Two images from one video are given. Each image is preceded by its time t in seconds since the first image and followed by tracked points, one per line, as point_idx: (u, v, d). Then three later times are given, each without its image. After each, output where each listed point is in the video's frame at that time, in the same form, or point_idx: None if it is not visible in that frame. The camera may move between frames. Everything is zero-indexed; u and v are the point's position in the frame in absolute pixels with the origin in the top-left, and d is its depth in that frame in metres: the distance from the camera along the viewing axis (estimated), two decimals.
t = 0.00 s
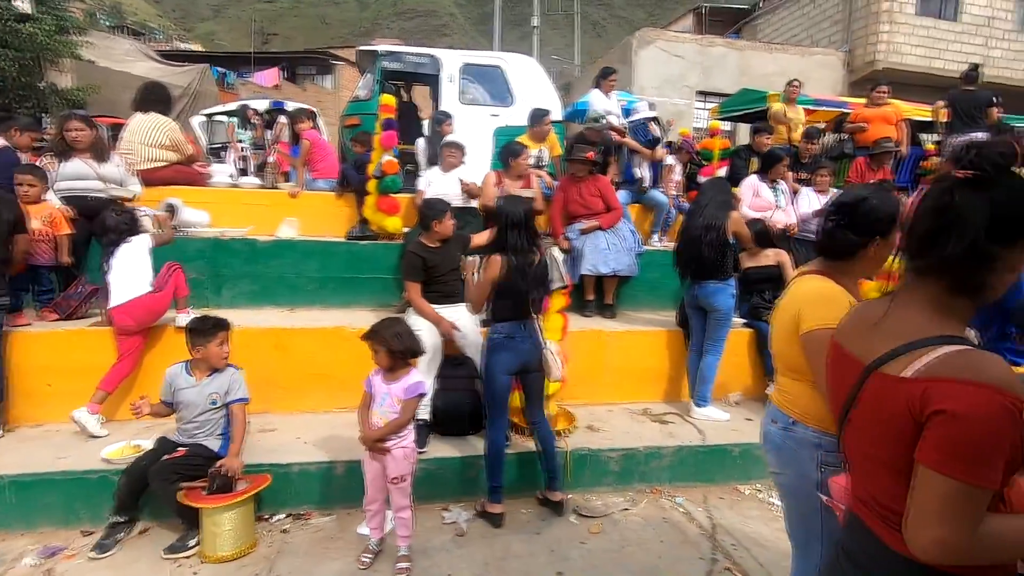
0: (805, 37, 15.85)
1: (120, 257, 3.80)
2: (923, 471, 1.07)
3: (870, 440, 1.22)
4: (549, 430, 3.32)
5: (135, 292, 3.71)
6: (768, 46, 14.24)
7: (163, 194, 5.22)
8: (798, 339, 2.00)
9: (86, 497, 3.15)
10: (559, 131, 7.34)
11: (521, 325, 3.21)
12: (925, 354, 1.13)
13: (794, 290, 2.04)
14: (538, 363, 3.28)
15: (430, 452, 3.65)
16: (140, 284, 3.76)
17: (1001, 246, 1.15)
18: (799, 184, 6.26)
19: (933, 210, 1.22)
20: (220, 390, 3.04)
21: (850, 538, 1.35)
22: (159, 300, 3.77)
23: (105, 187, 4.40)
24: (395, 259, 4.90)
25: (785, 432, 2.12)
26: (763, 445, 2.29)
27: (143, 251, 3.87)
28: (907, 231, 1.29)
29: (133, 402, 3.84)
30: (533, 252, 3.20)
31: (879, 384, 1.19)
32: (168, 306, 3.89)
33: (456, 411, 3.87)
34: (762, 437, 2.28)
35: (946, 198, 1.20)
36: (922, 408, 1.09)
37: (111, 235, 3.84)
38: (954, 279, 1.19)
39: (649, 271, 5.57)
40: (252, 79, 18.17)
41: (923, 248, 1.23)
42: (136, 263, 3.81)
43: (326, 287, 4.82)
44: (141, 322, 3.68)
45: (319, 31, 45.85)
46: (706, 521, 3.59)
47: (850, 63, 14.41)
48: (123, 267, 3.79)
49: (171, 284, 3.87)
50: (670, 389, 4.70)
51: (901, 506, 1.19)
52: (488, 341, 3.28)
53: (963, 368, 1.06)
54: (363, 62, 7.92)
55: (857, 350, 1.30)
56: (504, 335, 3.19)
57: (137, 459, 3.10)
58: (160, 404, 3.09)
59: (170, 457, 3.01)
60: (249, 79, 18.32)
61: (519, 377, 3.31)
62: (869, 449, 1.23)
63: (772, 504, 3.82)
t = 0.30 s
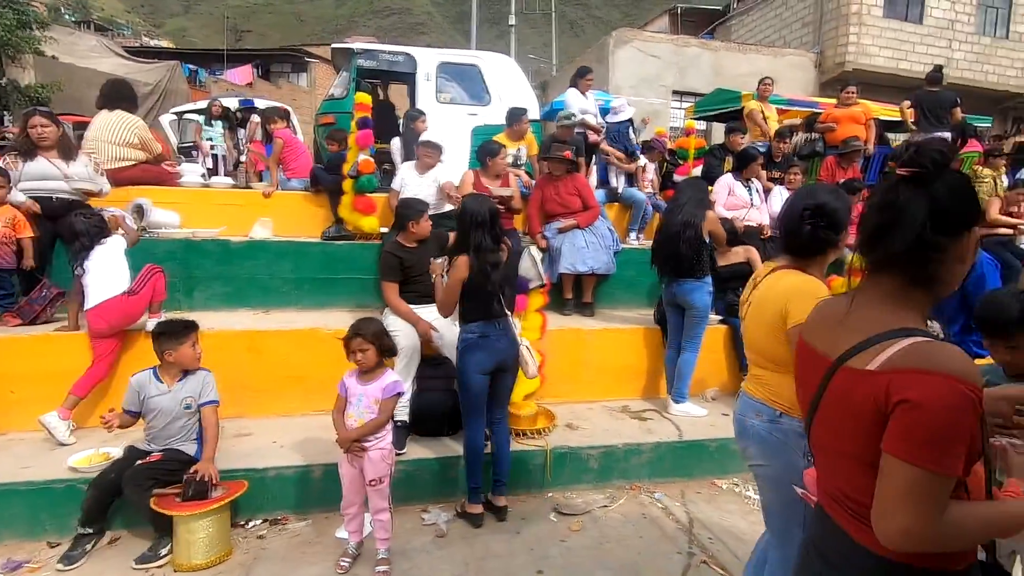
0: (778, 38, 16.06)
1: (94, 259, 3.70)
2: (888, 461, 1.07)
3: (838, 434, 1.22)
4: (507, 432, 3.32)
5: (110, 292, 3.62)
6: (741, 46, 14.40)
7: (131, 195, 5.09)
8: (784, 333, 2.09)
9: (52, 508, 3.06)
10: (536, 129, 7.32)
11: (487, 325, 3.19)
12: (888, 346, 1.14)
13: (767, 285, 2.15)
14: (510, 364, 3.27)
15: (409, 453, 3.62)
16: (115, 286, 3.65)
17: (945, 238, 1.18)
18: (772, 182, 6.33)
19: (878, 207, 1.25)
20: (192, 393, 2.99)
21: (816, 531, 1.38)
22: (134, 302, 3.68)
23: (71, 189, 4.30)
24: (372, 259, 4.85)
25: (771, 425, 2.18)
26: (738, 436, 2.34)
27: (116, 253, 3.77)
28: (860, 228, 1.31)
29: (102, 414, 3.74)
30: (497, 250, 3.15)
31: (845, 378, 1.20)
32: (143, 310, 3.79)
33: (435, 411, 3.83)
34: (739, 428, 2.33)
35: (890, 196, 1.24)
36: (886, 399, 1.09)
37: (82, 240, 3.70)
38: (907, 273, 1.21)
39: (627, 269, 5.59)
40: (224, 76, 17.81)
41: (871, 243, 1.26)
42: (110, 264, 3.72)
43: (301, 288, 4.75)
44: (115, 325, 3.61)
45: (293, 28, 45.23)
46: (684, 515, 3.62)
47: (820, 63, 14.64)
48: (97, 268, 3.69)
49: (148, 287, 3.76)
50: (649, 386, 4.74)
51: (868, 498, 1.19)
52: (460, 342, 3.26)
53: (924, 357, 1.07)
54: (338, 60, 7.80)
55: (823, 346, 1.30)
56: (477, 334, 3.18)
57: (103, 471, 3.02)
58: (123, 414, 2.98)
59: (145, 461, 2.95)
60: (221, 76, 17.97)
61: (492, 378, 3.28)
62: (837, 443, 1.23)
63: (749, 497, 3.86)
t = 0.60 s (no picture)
0: (752, 40, 16.24)
1: (63, 260, 3.60)
2: (896, 462, 1.06)
3: (834, 438, 1.21)
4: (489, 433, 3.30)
5: (81, 293, 3.53)
6: (717, 48, 14.54)
7: (100, 195, 4.97)
8: (769, 325, 2.15)
9: (17, 518, 2.96)
10: (515, 129, 7.32)
11: (473, 320, 3.17)
12: (892, 346, 1.12)
13: (749, 278, 2.20)
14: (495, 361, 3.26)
15: (388, 455, 3.58)
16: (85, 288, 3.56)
17: (946, 241, 1.18)
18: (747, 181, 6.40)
19: (876, 211, 1.22)
20: (162, 397, 2.92)
21: (798, 530, 1.39)
22: (105, 304, 3.60)
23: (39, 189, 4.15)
24: (350, 259, 4.80)
25: (754, 413, 2.20)
26: (710, 420, 2.34)
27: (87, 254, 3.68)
28: (850, 230, 1.29)
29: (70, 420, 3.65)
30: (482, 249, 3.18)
31: (845, 381, 1.18)
32: (115, 312, 3.71)
33: (415, 413, 3.80)
34: (711, 413, 2.32)
35: (890, 201, 1.21)
36: (893, 401, 1.08)
37: (48, 242, 3.61)
38: (904, 276, 1.20)
39: (606, 268, 5.60)
40: (197, 74, 17.48)
41: (874, 249, 1.23)
42: (80, 264, 3.63)
43: (278, 289, 4.68)
44: (86, 328, 3.52)
45: (267, 25, 44.64)
46: (663, 511, 3.63)
47: (794, 65, 14.86)
48: (65, 268, 3.60)
49: (120, 288, 3.68)
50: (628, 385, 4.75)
51: (866, 501, 1.17)
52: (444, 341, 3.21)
53: (931, 356, 1.06)
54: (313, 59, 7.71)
55: (816, 349, 1.29)
56: (462, 332, 3.15)
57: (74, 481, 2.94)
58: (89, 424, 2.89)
59: (118, 467, 2.87)
60: (193, 74, 17.64)
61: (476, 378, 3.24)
62: (833, 446, 1.22)
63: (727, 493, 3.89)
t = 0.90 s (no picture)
0: (728, 42, 16.43)
1: (27, 263, 3.49)
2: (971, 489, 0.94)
3: (882, 457, 1.08)
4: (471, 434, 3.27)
5: (52, 298, 3.44)
6: (694, 50, 14.67)
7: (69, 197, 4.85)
8: (748, 321, 2.17)
9: None
10: (494, 130, 7.31)
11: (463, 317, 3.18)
12: (962, 360, 1.00)
13: (726, 276, 2.22)
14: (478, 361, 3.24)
15: (369, 459, 3.53)
16: (56, 292, 3.46)
17: None
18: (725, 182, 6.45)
19: (953, 221, 1.05)
20: (132, 403, 2.85)
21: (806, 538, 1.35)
22: (78, 308, 3.51)
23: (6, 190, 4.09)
24: (328, 261, 4.75)
25: (739, 408, 2.21)
26: (691, 415, 2.31)
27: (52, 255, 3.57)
28: (907, 235, 1.12)
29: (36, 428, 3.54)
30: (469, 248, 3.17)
31: (900, 396, 1.04)
32: (91, 316, 3.62)
33: (395, 416, 3.76)
34: (693, 408, 2.29)
35: (972, 210, 1.04)
36: (972, 420, 0.95)
37: (8, 244, 3.50)
38: (971, 285, 1.07)
39: (586, 268, 5.61)
40: (171, 73, 17.19)
41: (945, 264, 1.07)
42: (48, 267, 3.52)
43: (254, 292, 4.61)
44: (59, 332, 3.44)
45: (243, 24, 44.05)
46: (644, 509, 3.64)
47: (769, 67, 15.06)
48: (33, 273, 3.49)
49: (94, 292, 3.58)
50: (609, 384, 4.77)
51: (910, 521, 1.07)
52: (426, 343, 3.16)
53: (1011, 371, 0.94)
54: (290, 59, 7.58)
55: (853, 354, 1.14)
56: (445, 333, 3.11)
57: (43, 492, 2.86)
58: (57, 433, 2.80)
59: (90, 475, 2.81)
60: (167, 74, 17.33)
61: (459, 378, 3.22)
62: (877, 464, 1.09)
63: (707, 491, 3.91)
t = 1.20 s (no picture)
0: (705, 46, 16.59)
1: None
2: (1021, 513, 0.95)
3: (918, 474, 1.06)
4: (451, 440, 3.23)
5: (20, 303, 3.33)
6: (672, 53, 14.79)
7: (36, 200, 4.72)
8: (730, 323, 2.17)
9: None
10: (474, 132, 7.29)
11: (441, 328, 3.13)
12: (1015, 382, 0.99)
13: (704, 279, 2.22)
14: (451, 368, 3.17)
15: (348, 464, 3.48)
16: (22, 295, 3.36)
17: None
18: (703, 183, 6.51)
19: (1016, 232, 0.99)
20: (100, 411, 2.77)
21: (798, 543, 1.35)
22: (47, 314, 3.41)
23: None
24: (306, 264, 4.69)
25: (730, 409, 2.22)
26: (681, 418, 2.32)
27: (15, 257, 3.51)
28: (960, 239, 1.06)
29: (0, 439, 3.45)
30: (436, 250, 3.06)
31: (946, 415, 1.02)
32: (58, 324, 3.51)
33: (376, 420, 3.71)
34: (684, 411, 2.30)
35: None
36: None
37: None
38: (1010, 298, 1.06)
39: (567, 270, 5.61)
40: (144, 73, 16.89)
41: (1002, 276, 1.03)
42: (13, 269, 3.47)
43: (230, 297, 4.54)
44: (26, 338, 3.34)
45: (219, 23, 43.47)
46: (626, 509, 3.64)
47: (745, 71, 15.23)
48: None
49: (63, 299, 3.49)
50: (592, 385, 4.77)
51: (935, 539, 1.08)
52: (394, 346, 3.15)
53: None
54: (267, 59, 7.39)
55: (890, 366, 1.11)
56: (411, 339, 3.07)
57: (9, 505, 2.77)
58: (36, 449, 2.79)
59: (55, 491, 2.70)
60: (139, 73, 17.00)
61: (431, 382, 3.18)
62: (910, 481, 1.08)
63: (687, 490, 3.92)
